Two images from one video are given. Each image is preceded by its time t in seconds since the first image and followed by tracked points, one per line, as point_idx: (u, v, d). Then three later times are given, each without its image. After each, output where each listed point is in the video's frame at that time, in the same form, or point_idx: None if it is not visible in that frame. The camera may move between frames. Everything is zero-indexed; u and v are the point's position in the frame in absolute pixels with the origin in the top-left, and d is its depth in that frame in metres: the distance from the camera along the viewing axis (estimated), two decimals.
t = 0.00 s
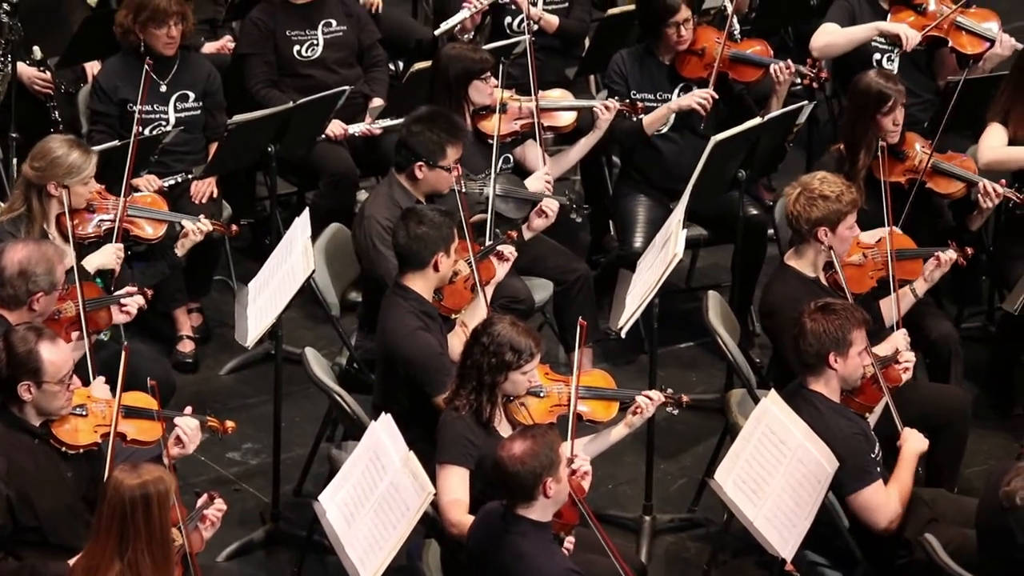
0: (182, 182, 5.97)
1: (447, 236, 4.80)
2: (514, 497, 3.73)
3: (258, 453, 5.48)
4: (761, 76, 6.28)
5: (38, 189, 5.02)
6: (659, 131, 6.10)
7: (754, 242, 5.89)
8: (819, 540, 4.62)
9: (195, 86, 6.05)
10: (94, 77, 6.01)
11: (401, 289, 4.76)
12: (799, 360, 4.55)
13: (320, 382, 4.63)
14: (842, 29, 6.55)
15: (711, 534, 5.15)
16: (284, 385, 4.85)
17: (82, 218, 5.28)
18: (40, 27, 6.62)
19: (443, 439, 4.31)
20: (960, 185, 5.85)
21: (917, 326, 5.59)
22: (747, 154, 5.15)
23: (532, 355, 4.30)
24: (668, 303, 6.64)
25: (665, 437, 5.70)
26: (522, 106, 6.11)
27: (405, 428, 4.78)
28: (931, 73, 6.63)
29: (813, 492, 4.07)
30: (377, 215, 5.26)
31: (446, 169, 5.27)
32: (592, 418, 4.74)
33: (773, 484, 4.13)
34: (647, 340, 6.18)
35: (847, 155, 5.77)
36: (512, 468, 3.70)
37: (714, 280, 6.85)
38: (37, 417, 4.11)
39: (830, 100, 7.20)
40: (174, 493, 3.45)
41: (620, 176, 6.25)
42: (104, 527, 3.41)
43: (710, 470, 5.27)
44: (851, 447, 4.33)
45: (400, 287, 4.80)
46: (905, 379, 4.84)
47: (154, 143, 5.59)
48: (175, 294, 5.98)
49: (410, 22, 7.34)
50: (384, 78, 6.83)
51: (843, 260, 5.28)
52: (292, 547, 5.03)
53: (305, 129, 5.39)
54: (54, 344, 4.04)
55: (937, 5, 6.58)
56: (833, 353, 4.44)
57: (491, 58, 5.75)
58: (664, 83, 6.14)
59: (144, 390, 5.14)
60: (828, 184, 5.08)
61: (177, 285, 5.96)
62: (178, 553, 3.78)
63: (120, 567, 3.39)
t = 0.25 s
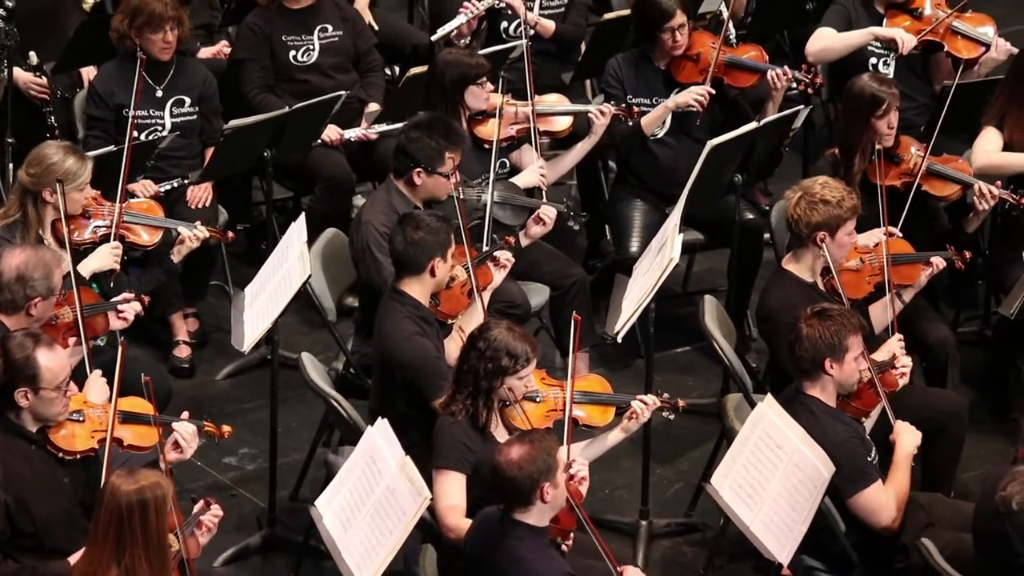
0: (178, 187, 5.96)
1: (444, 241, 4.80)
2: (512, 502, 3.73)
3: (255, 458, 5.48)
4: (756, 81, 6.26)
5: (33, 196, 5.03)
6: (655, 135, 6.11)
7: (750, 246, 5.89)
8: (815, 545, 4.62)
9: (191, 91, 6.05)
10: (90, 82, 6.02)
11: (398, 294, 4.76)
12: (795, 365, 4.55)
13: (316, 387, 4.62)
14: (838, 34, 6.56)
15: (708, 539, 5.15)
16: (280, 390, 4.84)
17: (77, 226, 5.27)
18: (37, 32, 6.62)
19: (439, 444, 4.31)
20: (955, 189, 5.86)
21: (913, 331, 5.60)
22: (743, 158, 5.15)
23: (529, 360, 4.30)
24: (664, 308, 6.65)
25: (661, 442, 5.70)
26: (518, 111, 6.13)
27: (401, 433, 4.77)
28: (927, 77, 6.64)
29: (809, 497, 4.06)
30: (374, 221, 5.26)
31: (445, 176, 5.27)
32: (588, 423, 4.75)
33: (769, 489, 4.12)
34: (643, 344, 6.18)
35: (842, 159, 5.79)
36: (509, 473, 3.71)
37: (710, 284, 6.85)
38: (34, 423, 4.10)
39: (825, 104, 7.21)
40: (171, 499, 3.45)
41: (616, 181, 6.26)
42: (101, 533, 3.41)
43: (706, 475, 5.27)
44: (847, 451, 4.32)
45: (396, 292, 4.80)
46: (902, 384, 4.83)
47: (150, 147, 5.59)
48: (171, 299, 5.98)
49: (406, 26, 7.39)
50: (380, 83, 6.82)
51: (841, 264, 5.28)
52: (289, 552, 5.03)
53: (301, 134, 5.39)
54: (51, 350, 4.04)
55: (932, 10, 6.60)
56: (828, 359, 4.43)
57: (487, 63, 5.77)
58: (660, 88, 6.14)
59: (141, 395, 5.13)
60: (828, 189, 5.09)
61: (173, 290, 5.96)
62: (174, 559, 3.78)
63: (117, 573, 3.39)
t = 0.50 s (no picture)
0: (174, 194, 5.95)
1: (441, 249, 4.79)
2: (508, 510, 3.73)
3: (251, 465, 5.48)
4: (751, 89, 6.27)
5: (26, 205, 5.04)
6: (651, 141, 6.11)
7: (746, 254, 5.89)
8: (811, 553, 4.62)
9: (187, 98, 6.05)
10: (86, 89, 6.02)
11: (395, 302, 4.75)
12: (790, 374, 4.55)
13: (312, 395, 4.61)
14: (832, 42, 6.53)
15: (704, 546, 5.15)
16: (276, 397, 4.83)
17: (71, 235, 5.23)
18: (33, 39, 6.63)
19: (435, 452, 4.31)
20: (948, 196, 5.89)
21: (909, 338, 5.60)
22: (739, 165, 5.15)
23: (524, 367, 4.30)
24: (660, 315, 6.65)
25: (657, 449, 5.70)
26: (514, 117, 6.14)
27: (397, 441, 4.77)
28: (923, 84, 6.64)
29: (805, 503, 4.10)
30: (367, 230, 5.25)
31: (438, 185, 5.26)
32: (584, 430, 4.74)
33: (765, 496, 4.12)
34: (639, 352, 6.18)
35: (836, 165, 5.81)
36: (505, 481, 3.70)
37: (706, 291, 6.85)
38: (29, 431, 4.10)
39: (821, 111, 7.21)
40: (168, 507, 3.44)
41: (612, 188, 6.25)
42: (98, 540, 3.41)
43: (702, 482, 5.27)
44: (843, 459, 4.33)
45: (393, 299, 4.79)
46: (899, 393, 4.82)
47: (146, 155, 5.55)
48: (167, 306, 5.99)
49: (402, 33, 7.31)
50: (376, 90, 6.81)
51: (837, 272, 5.27)
52: (285, 560, 5.02)
53: (297, 141, 5.39)
54: (47, 359, 4.03)
55: (928, 16, 6.59)
56: (823, 369, 4.41)
57: (483, 70, 5.77)
58: (655, 95, 6.15)
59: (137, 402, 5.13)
60: (825, 195, 5.09)
61: (168, 297, 5.97)
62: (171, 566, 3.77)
63: None
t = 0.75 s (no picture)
0: (169, 204, 5.97)
1: (435, 258, 4.79)
2: (503, 519, 3.73)
3: (245, 475, 5.48)
4: (745, 99, 6.30)
5: (19, 215, 5.05)
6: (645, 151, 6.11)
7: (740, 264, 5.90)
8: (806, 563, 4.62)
9: (182, 108, 6.05)
10: (81, 99, 6.02)
11: (389, 311, 4.75)
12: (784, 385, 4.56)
13: (307, 404, 4.60)
14: (825, 52, 6.52)
15: (699, 556, 5.15)
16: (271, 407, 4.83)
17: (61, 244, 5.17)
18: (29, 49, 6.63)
19: (430, 462, 4.30)
20: (940, 207, 5.85)
21: (903, 347, 5.60)
22: (733, 175, 5.15)
23: (519, 378, 4.30)
24: (655, 324, 6.65)
25: (652, 459, 5.70)
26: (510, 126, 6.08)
27: (391, 450, 4.77)
28: (917, 95, 6.66)
29: (801, 513, 4.04)
30: (358, 242, 5.25)
31: (430, 196, 5.27)
32: (579, 440, 4.74)
33: (759, 507, 4.12)
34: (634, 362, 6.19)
35: (828, 175, 5.82)
36: (500, 490, 3.69)
37: (700, 301, 6.86)
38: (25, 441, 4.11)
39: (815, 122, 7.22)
40: (165, 517, 3.44)
41: (607, 198, 6.26)
42: (95, 550, 3.41)
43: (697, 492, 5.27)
44: (839, 469, 4.32)
45: (387, 309, 4.79)
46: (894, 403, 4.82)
47: (141, 165, 5.54)
48: (162, 316, 5.99)
49: (397, 44, 7.34)
50: (371, 100, 6.81)
51: (832, 281, 5.26)
52: (280, 569, 5.02)
53: (291, 152, 5.39)
54: (43, 370, 4.03)
55: (922, 27, 6.61)
56: (817, 382, 4.41)
57: (478, 80, 5.77)
58: (649, 104, 6.16)
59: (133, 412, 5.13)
60: (823, 205, 5.10)
61: (163, 306, 5.97)
62: None
63: None
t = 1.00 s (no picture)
0: (165, 216, 5.98)
1: (430, 269, 4.79)
2: (499, 530, 3.73)
3: (242, 486, 5.48)
4: (742, 110, 6.31)
5: (13, 226, 5.06)
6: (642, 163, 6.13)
7: (737, 274, 5.90)
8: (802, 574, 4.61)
9: (179, 119, 6.06)
10: (78, 110, 6.03)
11: (386, 322, 4.75)
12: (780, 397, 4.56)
13: (304, 415, 4.59)
14: (823, 62, 6.56)
15: (696, 567, 5.15)
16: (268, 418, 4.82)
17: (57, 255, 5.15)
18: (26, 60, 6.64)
19: (426, 473, 4.30)
20: (935, 219, 5.88)
21: (900, 358, 5.60)
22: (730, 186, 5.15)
23: (516, 388, 4.29)
24: (652, 335, 6.65)
25: (648, 470, 5.70)
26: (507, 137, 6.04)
27: (388, 461, 4.77)
28: (913, 105, 6.66)
29: (797, 524, 4.03)
30: (352, 254, 5.24)
31: (423, 208, 5.27)
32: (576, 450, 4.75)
33: (756, 518, 4.11)
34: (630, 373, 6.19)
35: (824, 185, 5.82)
36: (496, 500, 3.69)
37: (697, 312, 6.86)
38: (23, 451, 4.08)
39: (812, 133, 7.23)
40: (162, 528, 3.43)
41: (604, 209, 6.26)
42: (93, 562, 3.41)
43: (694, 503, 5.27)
44: (836, 480, 4.32)
45: (383, 320, 4.78)
46: (891, 414, 4.83)
47: (137, 176, 5.54)
48: (159, 326, 5.99)
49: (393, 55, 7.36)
50: (368, 110, 6.81)
51: (829, 292, 5.29)
52: None
53: (287, 163, 5.39)
54: (40, 382, 4.02)
55: (918, 38, 6.62)
56: (812, 396, 4.40)
57: (474, 91, 5.79)
58: (646, 116, 6.16)
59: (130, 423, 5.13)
60: (819, 214, 5.10)
61: (159, 316, 5.97)
62: None
63: None
